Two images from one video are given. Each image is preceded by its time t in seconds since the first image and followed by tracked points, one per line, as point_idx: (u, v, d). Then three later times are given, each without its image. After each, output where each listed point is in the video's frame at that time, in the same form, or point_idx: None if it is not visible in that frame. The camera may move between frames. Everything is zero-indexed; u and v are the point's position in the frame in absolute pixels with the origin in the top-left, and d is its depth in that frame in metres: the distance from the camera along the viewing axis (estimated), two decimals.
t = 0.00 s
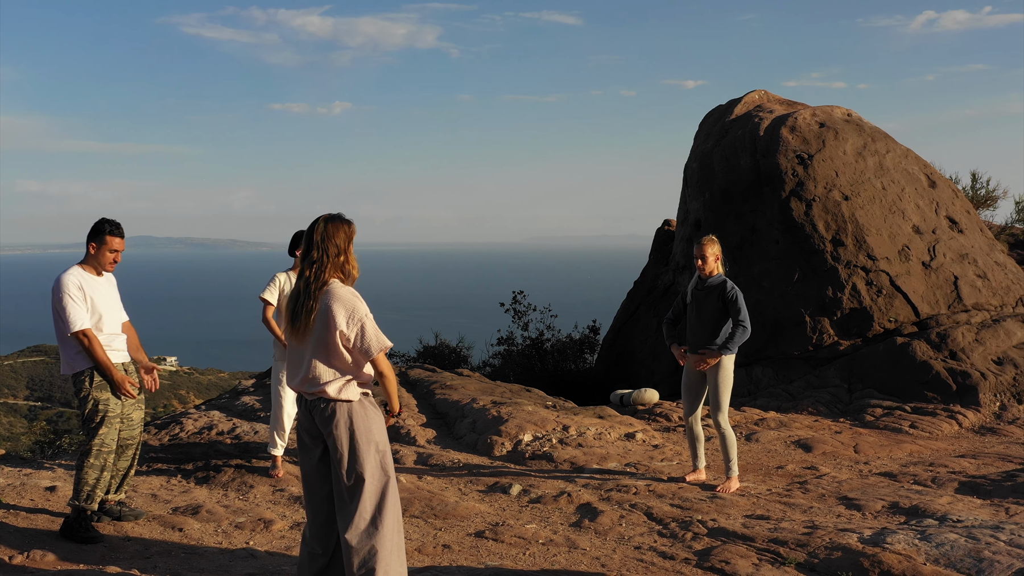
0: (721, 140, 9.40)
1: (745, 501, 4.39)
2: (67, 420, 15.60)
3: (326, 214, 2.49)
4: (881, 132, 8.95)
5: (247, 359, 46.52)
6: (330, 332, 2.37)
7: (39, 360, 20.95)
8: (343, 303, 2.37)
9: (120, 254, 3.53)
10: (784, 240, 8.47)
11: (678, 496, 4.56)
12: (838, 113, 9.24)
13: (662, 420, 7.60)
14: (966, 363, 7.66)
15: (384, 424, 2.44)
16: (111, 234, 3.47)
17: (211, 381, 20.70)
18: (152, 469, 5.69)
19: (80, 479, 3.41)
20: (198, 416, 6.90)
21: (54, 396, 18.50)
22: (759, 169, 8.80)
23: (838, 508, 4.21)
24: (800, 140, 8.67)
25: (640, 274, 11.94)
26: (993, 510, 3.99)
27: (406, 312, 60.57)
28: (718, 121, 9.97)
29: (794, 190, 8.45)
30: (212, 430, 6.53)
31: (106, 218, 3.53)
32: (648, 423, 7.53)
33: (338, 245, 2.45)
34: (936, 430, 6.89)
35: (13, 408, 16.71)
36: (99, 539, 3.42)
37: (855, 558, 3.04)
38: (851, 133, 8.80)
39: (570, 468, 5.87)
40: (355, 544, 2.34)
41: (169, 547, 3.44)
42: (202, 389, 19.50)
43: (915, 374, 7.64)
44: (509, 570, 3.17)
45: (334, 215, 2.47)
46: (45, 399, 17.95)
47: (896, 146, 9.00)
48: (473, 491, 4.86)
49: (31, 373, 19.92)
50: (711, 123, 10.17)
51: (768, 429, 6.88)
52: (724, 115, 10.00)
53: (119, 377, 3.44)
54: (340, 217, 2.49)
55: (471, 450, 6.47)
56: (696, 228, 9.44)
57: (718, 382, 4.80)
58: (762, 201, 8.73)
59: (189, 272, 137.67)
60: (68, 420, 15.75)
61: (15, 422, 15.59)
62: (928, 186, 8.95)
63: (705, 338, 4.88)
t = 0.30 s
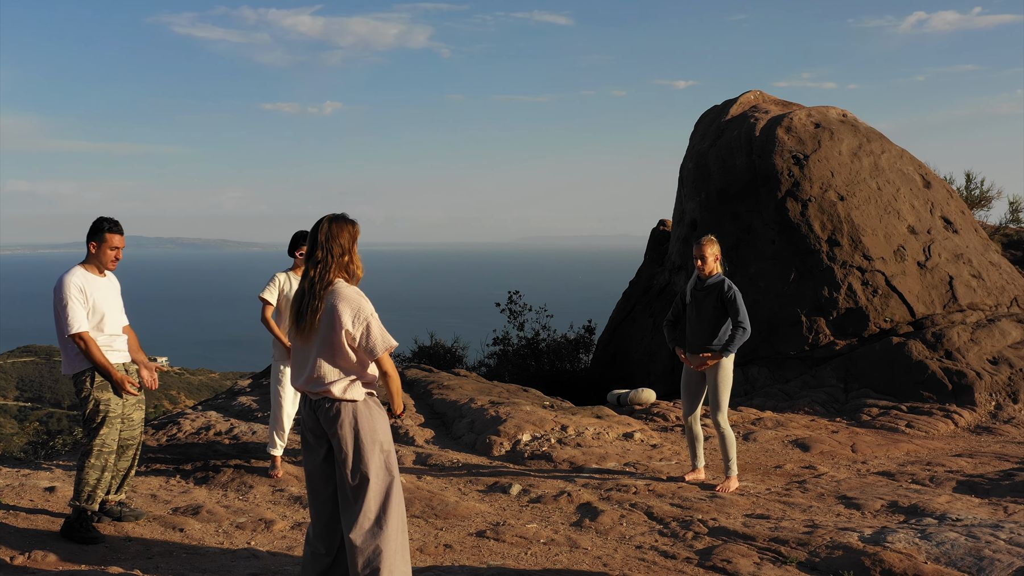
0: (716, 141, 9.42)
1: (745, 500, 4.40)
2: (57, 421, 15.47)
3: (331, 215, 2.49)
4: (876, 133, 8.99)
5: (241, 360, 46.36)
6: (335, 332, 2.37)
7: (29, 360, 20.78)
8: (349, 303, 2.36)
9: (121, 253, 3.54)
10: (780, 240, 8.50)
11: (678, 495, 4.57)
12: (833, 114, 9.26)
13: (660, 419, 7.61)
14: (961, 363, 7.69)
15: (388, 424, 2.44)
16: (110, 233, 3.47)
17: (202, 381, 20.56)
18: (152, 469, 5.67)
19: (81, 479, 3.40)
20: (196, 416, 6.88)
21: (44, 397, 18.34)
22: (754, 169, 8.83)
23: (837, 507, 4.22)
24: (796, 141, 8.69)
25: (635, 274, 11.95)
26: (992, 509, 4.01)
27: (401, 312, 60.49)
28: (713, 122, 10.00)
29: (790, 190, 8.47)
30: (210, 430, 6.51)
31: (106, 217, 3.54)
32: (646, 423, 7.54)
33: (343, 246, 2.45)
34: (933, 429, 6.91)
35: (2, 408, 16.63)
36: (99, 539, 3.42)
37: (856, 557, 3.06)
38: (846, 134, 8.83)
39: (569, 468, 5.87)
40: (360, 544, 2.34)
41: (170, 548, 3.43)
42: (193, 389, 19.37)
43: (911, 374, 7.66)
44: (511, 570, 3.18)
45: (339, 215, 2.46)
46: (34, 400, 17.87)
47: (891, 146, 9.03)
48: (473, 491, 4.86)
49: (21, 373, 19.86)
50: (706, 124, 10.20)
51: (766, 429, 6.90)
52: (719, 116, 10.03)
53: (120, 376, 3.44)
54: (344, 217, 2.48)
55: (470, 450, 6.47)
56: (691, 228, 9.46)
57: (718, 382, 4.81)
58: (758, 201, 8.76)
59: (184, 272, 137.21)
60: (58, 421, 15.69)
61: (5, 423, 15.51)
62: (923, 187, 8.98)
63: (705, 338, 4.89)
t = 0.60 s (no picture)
0: (713, 141, 9.42)
1: (745, 500, 4.41)
2: (48, 421, 15.29)
3: (337, 214, 2.49)
4: (872, 133, 9.01)
5: (236, 360, 46.18)
6: (341, 331, 2.37)
7: (21, 361, 20.67)
8: (355, 302, 2.37)
9: (122, 251, 3.53)
10: (777, 240, 8.52)
11: (679, 494, 4.58)
12: (829, 114, 9.28)
13: (658, 419, 7.62)
14: (958, 362, 7.71)
15: (394, 423, 2.45)
16: (109, 232, 3.48)
17: (194, 381, 20.40)
18: (151, 470, 5.65)
19: (83, 480, 3.41)
20: (195, 416, 6.86)
21: (34, 397, 18.14)
22: (751, 169, 8.84)
23: (838, 506, 4.24)
24: (793, 141, 8.70)
25: (631, 274, 11.97)
26: (992, 508, 4.03)
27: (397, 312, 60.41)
28: (710, 122, 10.00)
29: (787, 191, 8.49)
30: (209, 430, 6.50)
31: (102, 215, 3.54)
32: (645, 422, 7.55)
33: (349, 245, 2.45)
34: (930, 428, 6.94)
35: None
36: (101, 539, 3.42)
37: (858, 555, 3.07)
38: (843, 134, 8.85)
39: (569, 468, 5.88)
40: (366, 543, 2.34)
41: (172, 548, 3.42)
42: (186, 390, 19.31)
43: (908, 373, 7.68)
44: (515, 569, 3.18)
45: (345, 215, 2.46)
46: (26, 401, 17.78)
47: (886, 146, 9.06)
48: (474, 491, 4.86)
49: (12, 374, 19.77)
50: (702, 124, 10.20)
51: (764, 428, 6.92)
52: (715, 116, 10.04)
53: (121, 374, 3.44)
54: (350, 217, 2.49)
55: (469, 450, 6.48)
56: (688, 228, 9.47)
57: (718, 382, 4.82)
58: (755, 201, 8.78)
59: (179, 272, 136.75)
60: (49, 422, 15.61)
61: None
62: (919, 187, 9.01)
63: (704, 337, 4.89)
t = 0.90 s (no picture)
0: (710, 142, 9.42)
1: (747, 500, 4.42)
2: (37, 421, 15.08)
3: (343, 215, 2.49)
4: (868, 133, 9.03)
5: (231, 360, 45.99)
6: (348, 331, 2.37)
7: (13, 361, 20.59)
8: (361, 302, 2.36)
9: (122, 249, 3.56)
10: (774, 240, 8.54)
11: (680, 495, 4.58)
12: (826, 114, 9.29)
13: (656, 419, 7.63)
14: (955, 362, 7.74)
15: (400, 424, 2.44)
16: (107, 230, 3.51)
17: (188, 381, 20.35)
18: (151, 471, 5.64)
19: (85, 481, 3.40)
20: (193, 417, 6.85)
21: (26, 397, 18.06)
22: (748, 170, 8.85)
23: (839, 506, 4.25)
24: (789, 142, 8.71)
25: (627, 274, 11.99)
26: (992, 507, 4.04)
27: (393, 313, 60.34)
28: (707, 122, 10.00)
29: (784, 191, 8.50)
30: (208, 431, 6.49)
31: (101, 216, 3.59)
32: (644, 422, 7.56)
33: (355, 246, 2.45)
34: (927, 428, 6.96)
35: None
36: (103, 540, 3.41)
37: (861, 555, 3.08)
38: (839, 134, 8.87)
39: (569, 468, 5.88)
40: (372, 544, 2.34)
41: (175, 549, 3.42)
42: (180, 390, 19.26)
43: (905, 373, 7.70)
44: (518, 570, 3.18)
45: (351, 216, 2.46)
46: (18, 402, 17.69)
47: (883, 147, 9.08)
48: (475, 491, 4.86)
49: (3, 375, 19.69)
50: (699, 124, 10.20)
51: (763, 428, 6.93)
52: (712, 116, 10.04)
53: (122, 371, 3.41)
54: (357, 218, 2.49)
55: (469, 450, 6.48)
56: (685, 228, 9.48)
57: (718, 382, 4.83)
58: (752, 202, 8.79)
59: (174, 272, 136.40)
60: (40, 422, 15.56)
61: None
62: (915, 187, 9.04)
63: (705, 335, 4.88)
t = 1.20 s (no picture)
0: (707, 142, 9.42)
1: (747, 500, 4.43)
2: (28, 421, 14.99)
3: (348, 215, 2.49)
4: (864, 134, 9.06)
5: (223, 360, 45.83)
6: (354, 331, 2.37)
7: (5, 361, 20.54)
8: (367, 301, 2.37)
9: (123, 249, 3.57)
10: (771, 241, 8.55)
11: (680, 495, 4.59)
12: (822, 115, 9.32)
13: (655, 419, 7.64)
14: (951, 362, 7.76)
15: (405, 424, 2.45)
16: (108, 232, 3.53)
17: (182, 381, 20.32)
18: (150, 472, 5.63)
19: (87, 482, 3.40)
20: (191, 418, 6.84)
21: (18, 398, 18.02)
22: (745, 170, 8.86)
23: (839, 505, 4.27)
24: (786, 142, 8.73)
25: (623, 274, 12.00)
26: (992, 507, 4.06)
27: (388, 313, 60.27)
28: (703, 123, 10.01)
29: (780, 192, 8.52)
30: (206, 431, 6.48)
31: (102, 217, 3.61)
32: (642, 422, 7.57)
33: (361, 247, 2.45)
34: (924, 428, 6.98)
35: None
36: (105, 541, 3.40)
37: (863, 555, 3.09)
38: (835, 135, 8.90)
39: (569, 468, 5.89)
40: (377, 545, 2.34)
41: (177, 550, 3.41)
42: (173, 390, 19.21)
43: (901, 373, 7.73)
44: (521, 570, 3.19)
45: (356, 217, 2.46)
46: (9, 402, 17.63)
47: (878, 147, 9.11)
48: (476, 492, 4.86)
49: None
50: (695, 125, 10.22)
51: (761, 428, 6.95)
52: (709, 117, 10.05)
53: (123, 370, 3.42)
54: (361, 219, 2.49)
55: (469, 450, 6.48)
56: (681, 228, 9.48)
57: (719, 381, 4.84)
58: (749, 202, 8.80)
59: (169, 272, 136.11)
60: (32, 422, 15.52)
61: None
62: (911, 188, 9.07)
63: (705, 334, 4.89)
